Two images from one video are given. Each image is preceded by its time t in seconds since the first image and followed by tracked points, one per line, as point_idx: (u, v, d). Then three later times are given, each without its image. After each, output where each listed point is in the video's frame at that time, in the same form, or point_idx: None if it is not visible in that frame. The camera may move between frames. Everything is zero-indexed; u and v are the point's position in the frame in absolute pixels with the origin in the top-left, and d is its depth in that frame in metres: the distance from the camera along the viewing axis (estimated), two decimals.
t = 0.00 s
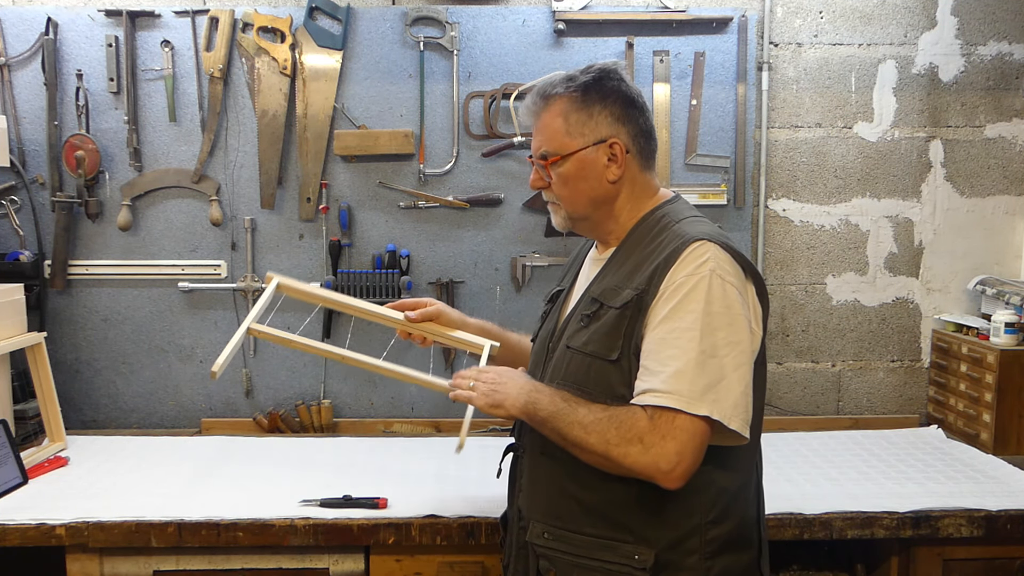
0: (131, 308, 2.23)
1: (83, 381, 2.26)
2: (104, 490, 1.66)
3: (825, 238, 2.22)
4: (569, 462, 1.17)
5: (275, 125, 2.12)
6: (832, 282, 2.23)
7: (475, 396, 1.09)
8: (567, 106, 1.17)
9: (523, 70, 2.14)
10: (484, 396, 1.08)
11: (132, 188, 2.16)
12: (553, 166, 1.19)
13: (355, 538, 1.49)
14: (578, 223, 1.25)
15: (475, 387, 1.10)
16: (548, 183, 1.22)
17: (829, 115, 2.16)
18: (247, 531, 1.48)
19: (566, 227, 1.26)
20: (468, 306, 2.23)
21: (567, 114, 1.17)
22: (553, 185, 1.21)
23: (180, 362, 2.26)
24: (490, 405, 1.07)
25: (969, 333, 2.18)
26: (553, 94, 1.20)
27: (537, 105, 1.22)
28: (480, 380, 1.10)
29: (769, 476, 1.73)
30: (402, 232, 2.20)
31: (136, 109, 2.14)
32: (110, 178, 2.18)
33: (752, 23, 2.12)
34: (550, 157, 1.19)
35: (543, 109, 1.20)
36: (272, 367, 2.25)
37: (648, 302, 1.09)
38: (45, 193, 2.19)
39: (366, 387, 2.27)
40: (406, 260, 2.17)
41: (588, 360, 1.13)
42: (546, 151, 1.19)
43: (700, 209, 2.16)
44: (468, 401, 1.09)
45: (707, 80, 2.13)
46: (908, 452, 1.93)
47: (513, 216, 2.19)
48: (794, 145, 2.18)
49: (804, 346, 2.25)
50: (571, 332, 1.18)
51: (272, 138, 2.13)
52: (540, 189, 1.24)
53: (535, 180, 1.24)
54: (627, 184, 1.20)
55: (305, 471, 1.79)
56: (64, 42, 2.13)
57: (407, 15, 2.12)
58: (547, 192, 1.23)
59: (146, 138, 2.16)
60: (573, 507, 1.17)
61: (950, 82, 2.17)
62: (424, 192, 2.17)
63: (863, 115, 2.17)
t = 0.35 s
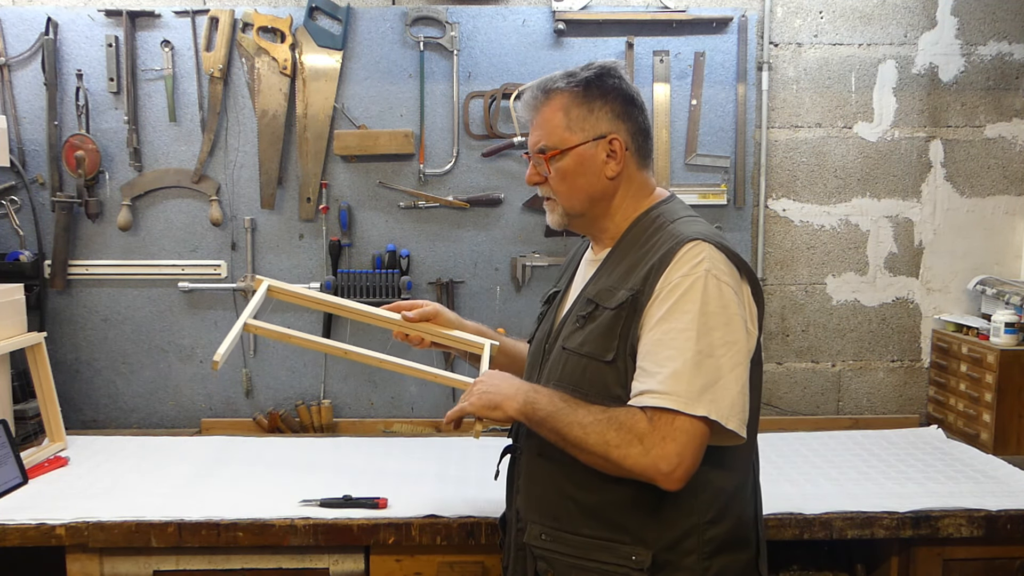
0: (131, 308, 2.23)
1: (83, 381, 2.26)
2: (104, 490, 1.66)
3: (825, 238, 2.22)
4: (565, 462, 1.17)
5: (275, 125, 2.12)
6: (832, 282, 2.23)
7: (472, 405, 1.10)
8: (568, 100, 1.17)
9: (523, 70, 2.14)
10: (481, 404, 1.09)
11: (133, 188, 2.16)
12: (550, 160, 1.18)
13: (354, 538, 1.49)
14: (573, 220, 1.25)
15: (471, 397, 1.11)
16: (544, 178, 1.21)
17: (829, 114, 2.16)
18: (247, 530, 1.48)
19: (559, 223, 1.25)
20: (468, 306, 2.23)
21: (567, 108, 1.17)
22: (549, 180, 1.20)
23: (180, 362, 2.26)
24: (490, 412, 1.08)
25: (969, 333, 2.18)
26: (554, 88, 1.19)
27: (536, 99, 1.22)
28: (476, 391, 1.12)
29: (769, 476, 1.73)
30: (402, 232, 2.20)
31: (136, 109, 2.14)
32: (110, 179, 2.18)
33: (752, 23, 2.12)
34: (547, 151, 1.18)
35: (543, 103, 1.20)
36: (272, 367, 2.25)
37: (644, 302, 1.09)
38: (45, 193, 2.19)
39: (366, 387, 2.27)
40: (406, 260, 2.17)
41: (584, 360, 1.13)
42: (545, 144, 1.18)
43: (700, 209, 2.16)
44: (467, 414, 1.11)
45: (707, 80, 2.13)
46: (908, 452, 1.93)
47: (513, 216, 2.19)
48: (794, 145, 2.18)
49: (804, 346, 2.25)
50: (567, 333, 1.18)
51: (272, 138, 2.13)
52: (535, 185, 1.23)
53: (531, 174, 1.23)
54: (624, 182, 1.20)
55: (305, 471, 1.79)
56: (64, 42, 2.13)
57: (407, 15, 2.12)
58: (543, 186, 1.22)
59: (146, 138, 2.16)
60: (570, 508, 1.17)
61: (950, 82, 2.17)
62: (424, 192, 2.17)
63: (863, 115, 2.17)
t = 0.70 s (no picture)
0: (131, 308, 2.23)
1: (82, 381, 2.26)
2: (105, 490, 1.66)
3: (825, 238, 2.22)
4: (564, 462, 1.18)
5: (275, 125, 2.12)
6: (832, 282, 2.23)
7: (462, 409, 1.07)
8: (569, 98, 1.17)
9: (523, 70, 2.14)
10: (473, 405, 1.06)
11: (132, 188, 2.16)
12: (551, 157, 1.18)
13: (355, 538, 1.49)
14: (572, 219, 1.25)
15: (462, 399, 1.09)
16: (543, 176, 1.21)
17: (829, 114, 2.17)
18: (247, 530, 1.48)
19: (559, 222, 1.25)
20: (468, 306, 2.23)
21: (567, 107, 1.17)
22: (549, 178, 1.20)
23: (180, 362, 2.26)
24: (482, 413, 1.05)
25: (969, 333, 2.18)
26: (555, 87, 1.19)
27: (537, 97, 1.21)
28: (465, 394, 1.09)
29: (769, 476, 1.73)
30: (402, 233, 2.20)
31: (136, 109, 2.14)
32: (110, 179, 2.18)
33: (752, 23, 2.12)
34: (547, 149, 1.18)
35: (543, 101, 1.20)
36: (272, 367, 2.25)
37: (642, 302, 1.09)
38: (45, 193, 2.19)
39: (366, 387, 2.27)
40: (406, 260, 2.17)
41: (583, 360, 1.13)
42: (545, 142, 1.18)
43: (700, 209, 2.16)
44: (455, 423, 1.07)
45: (707, 80, 2.13)
46: (907, 452, 1.93)
47: (513, 216, 2.19)
48: (794, 145, 2.18)
49: (804, 346, 2.25)
50: (567, 333, 1.18)
51: (272, 138, 2.13)
52: (535, 183, 1.23)
53: (531, 172, 1.23)
54: (623, 182, 1.20)
55: (305, 471, 1.79)
56: (64, 42, 2.13)
57: (407, 15, 2.12)
58: (542, 184, 1.22)
59: (146, 138, 2.16)
60: (569, 508, 1.17)
61: (950, 82, 2.17)
62: (424, 192, 2.17)
63: (863, 115, 2.17)
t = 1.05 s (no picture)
0: (131, 308, 2.23)
1: (82, 381, 2.26)
2: (104, 490, 1.66)
3: (825, 238, 2.22)
4: (562, 461, 1.18)
5: (275, 125, 2.12)
6: (832, 282, 2.23)
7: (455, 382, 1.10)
8: (560, 101, 1.17)
9: (523, 70, 2.14)
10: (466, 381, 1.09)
11: (132, 188, 2.16)
12: (546, 160, 1.19)
13: (355, 538, 1.49)
14: (569, 220, 1.25)
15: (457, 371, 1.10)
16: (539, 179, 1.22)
17: (829, 114, 2.17)
18: (247, 530, 1.48)
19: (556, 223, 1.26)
20: (468, 306, 2.23)
21: (559, 109, 1.17)
22: (545, 180, 1.21)
23: (180, 362, 2.25)
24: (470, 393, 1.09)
25: (969, 333, 2.18)
26: (546, 90, 1.19)
27: (528, 102, 1.22)
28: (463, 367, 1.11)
29: (769, 476, 1.73)
30: (402, 232, 2.20)
31: (136, 109, 2.14)
32: (110, 179, 2.18)
33: (752, 23, 2.12)
34: (541, 152, 1.18)
35: (535, 104, 1.20)
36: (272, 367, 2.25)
37: (636, 300, 1.09)
38: (45, 193, 2.19)
39: (366, 388, 2.27)
40: (406, 260, 2.17)
41: (579, 360, 1.13)
42: (538, 145, 1.19)
43: (700, 209, 2.16)
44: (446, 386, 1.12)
45: (707, 80, 2.13)
46: (907, 452, 1.93)
47: (513, 216, 2.19)
48: (794, 145, 2.18)
49: (804, 346, 2.25)
50: (563, 332, 1.18)
51: (272, 138, 2.13)
52: (531, 185, 1.24)
53: (527, 175, 1.23)
54: (618, 181, 1.20)
55: (305, 471, 1.79)
56: (64, 42, 2.13)
57: (407, 15, 2.12)
58: (538, 187, 1.22)
59: (146, 138, 2.16)
60: (566, 507, 1.17)
61: (950, 82, 2.17)
62: (424, 192, 2.17)
63: (863, 115, 2.17)
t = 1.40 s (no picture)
0: (131, 308, 2.23)
1: (82, 381, 2.26)
2: (104, 490, 1.66)
3: (825, 238, 2.22)
4: (563, 461, 1.18)
5: (275, 125, 2.12)
6: (832, 282, 2.23)
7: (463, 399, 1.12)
8: (538, 113, 1.19)
9: (523, 70, 2.14)
10: (473, 396, 1.11)
11: (132, 188, 2.16)
12: (531, 172, 1.21)
13: (355, 538, 1.49)
14: (565, 226, 1.25)
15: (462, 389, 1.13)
16: (530, 190, 1.24)
17: (829, 114, 2.16)
18: (247, 531, 1.48)
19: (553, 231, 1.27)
20: (468, 306, 2.23)
21: (536, 121, 1.19)
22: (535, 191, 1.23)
23: (180, 362, 2.25)
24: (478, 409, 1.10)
25: (969, 333, 2.18)
26: (524, 104, 1.22)
27: (511, 117, 1.25)
28: (468, 383, 1.14)
29: (769, 476, 1.73)
30: (402, 232, 2.20)
31: (136, 109, 2.14)
32: (110, 179, 2.18)
33: (752, 23, 2.12)
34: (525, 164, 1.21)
35: (517, 118, 1.22)
36: (272, 367, 2.25)
37: (638, 300, 1.08)
38: (45, 193, 2.19)
39: (366, 388, 2.27)
40: (406, 260, 2.17)
41: (580, 359, 1.13)
42: (522, 159, 1.21)
43: (700, 209, 2.16)
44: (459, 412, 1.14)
45: (706, 80, 2.13)
46: (908, 452, 1.93)
47: (513, 216, 2.19)
48: (794, 145, 2.18)
49: (805, 346, 2.25)
50: (564, 333, 1.18)
51: (272, 138, 2.13)
52: (527, 196, 1.26)
53: (520, 188, 1.26)
54: (606, 183, 1.20)
55: (305, 471, 1.79)
56: (64, 42, 2.13)
57: (407, 15, 2.12)
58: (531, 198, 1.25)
59: (146, 138, 2.16)
60: (568, 507, 1.17)
61: (950, 82, 2.17)
62: (424, 192, 2.17)
63: (863, 115, 2.17)
